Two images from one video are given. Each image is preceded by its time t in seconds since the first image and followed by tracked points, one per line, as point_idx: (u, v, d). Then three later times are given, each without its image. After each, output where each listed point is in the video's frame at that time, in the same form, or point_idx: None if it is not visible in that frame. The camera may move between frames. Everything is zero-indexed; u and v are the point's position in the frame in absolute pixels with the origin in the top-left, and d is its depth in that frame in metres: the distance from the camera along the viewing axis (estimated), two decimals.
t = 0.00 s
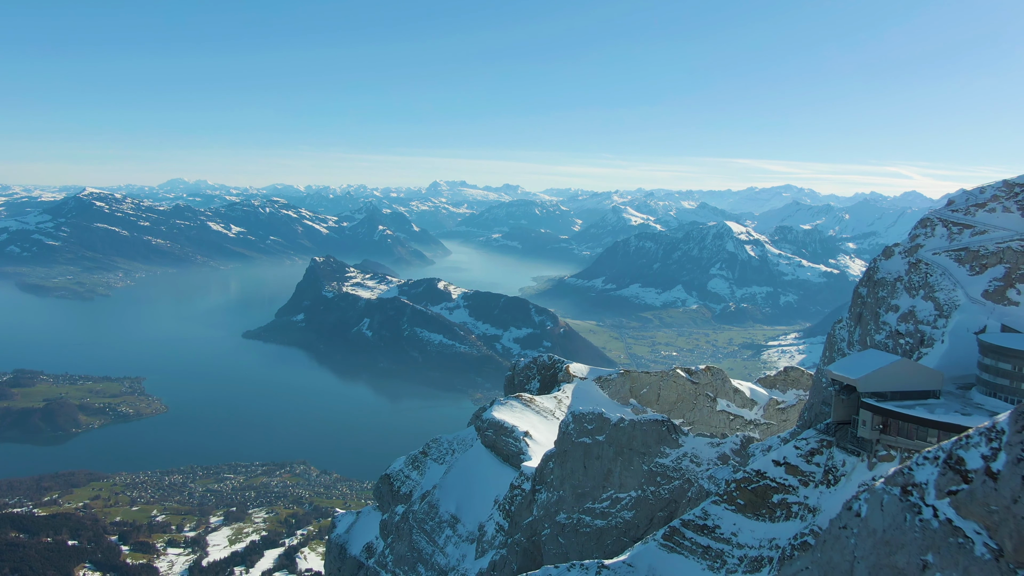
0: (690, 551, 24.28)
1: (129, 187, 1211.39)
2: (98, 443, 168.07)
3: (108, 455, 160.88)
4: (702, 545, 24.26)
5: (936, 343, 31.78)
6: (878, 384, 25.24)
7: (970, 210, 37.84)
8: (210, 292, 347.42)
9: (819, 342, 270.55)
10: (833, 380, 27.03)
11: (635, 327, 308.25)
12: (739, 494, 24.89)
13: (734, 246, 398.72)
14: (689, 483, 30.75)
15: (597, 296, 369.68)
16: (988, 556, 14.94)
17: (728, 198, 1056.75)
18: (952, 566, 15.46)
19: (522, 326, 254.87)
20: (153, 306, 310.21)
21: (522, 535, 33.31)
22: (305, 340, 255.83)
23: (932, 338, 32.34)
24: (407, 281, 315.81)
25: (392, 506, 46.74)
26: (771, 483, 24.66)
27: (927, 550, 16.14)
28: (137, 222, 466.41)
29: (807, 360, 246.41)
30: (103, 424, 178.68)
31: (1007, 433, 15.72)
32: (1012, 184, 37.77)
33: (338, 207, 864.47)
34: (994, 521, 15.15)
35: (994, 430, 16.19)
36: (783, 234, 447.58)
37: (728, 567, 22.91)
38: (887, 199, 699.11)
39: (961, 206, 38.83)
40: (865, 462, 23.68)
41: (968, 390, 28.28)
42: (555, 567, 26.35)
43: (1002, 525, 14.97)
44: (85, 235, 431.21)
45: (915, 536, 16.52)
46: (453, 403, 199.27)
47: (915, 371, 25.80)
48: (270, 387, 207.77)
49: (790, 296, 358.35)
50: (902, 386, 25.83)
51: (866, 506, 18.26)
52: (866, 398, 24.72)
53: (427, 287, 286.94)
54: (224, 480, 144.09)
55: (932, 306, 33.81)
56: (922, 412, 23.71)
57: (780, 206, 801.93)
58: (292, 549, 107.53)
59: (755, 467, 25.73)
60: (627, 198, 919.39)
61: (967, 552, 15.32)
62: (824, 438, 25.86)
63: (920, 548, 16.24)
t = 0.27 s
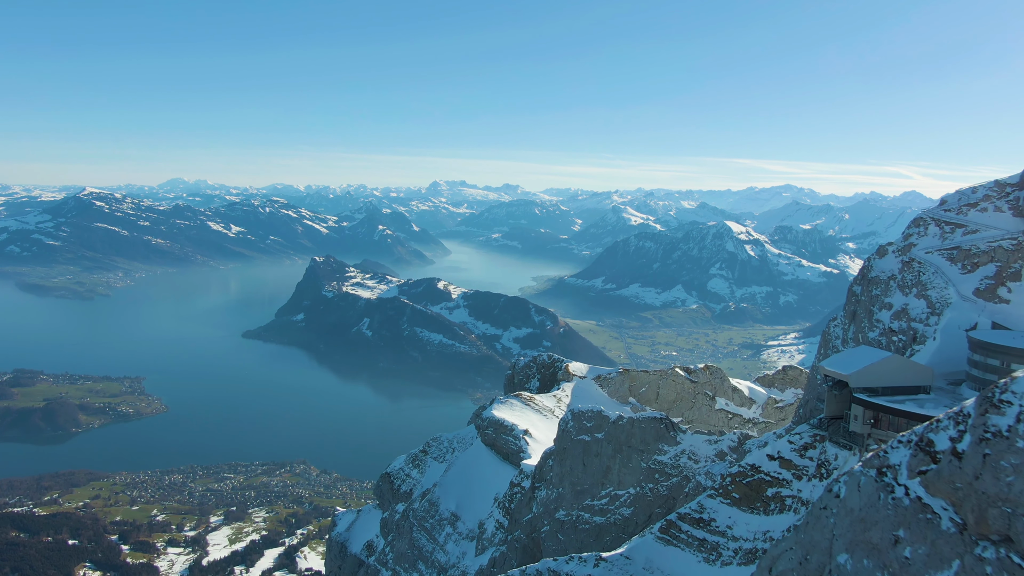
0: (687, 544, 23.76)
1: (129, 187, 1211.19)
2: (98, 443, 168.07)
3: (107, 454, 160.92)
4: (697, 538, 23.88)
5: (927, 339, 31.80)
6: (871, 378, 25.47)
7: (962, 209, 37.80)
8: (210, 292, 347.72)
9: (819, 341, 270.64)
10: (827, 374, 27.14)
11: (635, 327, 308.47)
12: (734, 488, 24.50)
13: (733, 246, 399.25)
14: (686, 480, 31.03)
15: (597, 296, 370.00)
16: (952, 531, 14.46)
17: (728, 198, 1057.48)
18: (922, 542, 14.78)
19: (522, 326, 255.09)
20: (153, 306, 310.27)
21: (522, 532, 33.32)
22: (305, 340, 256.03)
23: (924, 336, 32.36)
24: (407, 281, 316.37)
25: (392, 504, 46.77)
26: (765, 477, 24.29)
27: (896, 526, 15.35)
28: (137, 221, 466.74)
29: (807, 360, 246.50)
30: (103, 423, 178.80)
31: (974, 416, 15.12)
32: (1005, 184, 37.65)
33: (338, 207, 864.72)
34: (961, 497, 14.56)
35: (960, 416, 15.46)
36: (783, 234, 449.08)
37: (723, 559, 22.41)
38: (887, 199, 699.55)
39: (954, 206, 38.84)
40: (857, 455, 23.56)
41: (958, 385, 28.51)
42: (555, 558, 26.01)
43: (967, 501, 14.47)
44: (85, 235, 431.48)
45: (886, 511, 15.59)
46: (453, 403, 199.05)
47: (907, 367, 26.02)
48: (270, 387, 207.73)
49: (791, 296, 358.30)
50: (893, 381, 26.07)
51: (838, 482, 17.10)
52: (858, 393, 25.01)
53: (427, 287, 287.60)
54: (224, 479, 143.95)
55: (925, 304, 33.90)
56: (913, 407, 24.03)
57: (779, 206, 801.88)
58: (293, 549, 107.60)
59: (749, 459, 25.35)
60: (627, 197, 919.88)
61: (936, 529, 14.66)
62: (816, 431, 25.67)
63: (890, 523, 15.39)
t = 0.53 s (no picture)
0: (683, 537, 23.82)
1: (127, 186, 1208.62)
2: (98, 443, 168.13)
3: (107, 454, 161.10)
4: (693, 531, 23.92)
5: (920, 337, 31.78)
6: (862, 374, 25.46)
7: (955, 209, 38.56)
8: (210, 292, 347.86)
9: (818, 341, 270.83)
10: (818, 370, 27.11)
11: (635, 327, 308.66)
12: (729, 482, 24.63)
13: (733, 246, 399.61)
14: (685, 476, 31.11)
15: (597, 295, 370.12)
16: (922, 508, 14.93)
17: (728, 198, 1057.03)
18: (894, 520, 15.22)
19: (522, 326, 255.34)
20: (153, 305, 310.17)
21: (522, 529, 33.51)
22: (305, 340, 256.10)
23: (917, 333, 32.30)
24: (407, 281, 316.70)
25: (393, 502, 46.88)
26: (761, 471, 24.40)
27: (872, 505, 15.77)
28: (137, 221, 466.50)
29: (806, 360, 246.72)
30: (104, 423, 178.93)
31: (944, 401, 15.48)
32: (997, 184, 38.32)
33: (338, 207, 864.22)
34: (930, 477, 14.99)
35: (932, 401, 15.82)
36: (782, 234, 451.50)
37: (718, 551, 22.39)
38: (887, 199, 699.39)
39: (946, 206, 39.66)
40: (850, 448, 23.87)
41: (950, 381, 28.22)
42: (556, 552, 26.33)
43: (936, 480, 14.86)
44: (85, 234, 431.38)
45: (861, 492, 16.07)
46: (453, 403, 199.05)
47: (899, 362, 26.05)
48: (270, 387, 207.46)
49: (790, 295, 358.53)
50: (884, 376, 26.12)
51: (820, 468, 17.55)
52: (850, 389, 25.03)
53: (427, 286, 288.18)
54: (225, 479, 143.93)
55: (917, 302, 33.93)
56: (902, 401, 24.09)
57: (779, 205, 801.73)
58: (292, 548, 107.63)
59: (744, 455, 25.40)
60: (627, 197, 919.21)
61: (908, 507, 15.13)
62: (809, 427, 25.97)
63: (866, 502, 15.83)
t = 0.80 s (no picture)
0: (680, 529, 24.11)
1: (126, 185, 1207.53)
2: (98, 442, 168.32)
3: (107, 453, 161.24)
4: (690, 524, 24.12)
5: (913, 334, 31.20)
6: (855, 369, 24.87)
7: (948, 209, 38.01)
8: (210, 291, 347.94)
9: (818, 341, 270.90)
10: (811, 366, 26.55)
11: (634, 326, 308.85)
12: (725, 476, 24.55)
13: (733, 245, 399.88)
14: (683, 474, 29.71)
15: (597, 295, 370.26)
16: (893, 487, 15.21)
17: (728, 198, 1057.07)
18: (870, 500, 15.45)
19: (522, 326, 255.47)
20: (153, 305, 310.28)
21: (522, 526, 33.54)
22: (305, 339, 256.32)
23: (909, 330, 32.14)
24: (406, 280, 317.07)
25: (393, 500, 47.01)
26: (755, 465, 24.05)
27: (849, 486, 15.97)
28: (137, 221, 466.52)
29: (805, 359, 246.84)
30: (104, 422, 179.13)
31: (916, 388, 15.88)
32: (989, 184, 37.81)
33: (338, 206, 864.81)
34: (903, 459, 15.27)
35: (908, 391, 16.10)
36: (783, 234, 451.80)
37: (714, 543, 22.52)
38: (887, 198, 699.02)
39: (939, 205, 39.11)
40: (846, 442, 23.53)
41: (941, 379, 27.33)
42: (555, 545, 26.27)
43: (907, 461, 15.19)
44: (85, 234, 431.40)
45: (839, 474, 16.29)
46: (452, 403, 199.02)
47: (892, 358, 25.38)
48: (270, 387, 207.04)
49: (790, 295, 358.58)
50: (877, 371, 25.42)
51: (805, 454, 17.68)
52: (843, 383, 24.42)
53: (426, 286, 288.45)
54: (225, 478, 144.03)
55: (909, 300, 33.69)
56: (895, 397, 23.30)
57: (778, 205, 802.27)
58: (292, 547, 107.76)
59: (740, 449, 25.10)
60: (627, 197, 919.03)
61: (883, 488, 15.33)
62: (803, 421, 24.90)
63: (844, 484, 16.02)
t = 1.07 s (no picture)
0: (676, 522, 24.09)
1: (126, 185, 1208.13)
2: (98, 441, 168.43)
3: (107, 453, 161.35)
4: (687, 518, 24.10)
5: (906, 331, 31.51)
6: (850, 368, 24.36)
7: (940, 208, 38.35)
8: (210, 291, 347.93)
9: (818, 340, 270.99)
10: (805, 361, 25.87)
11: (634, 326, 309.02)
12: (721, 470, 24.28)
13: (732, 245, 400.33)
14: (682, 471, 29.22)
15: (597, 295, 370.49)
16: (870, 470, 14.30)
17: (728, 197, 1057.77)
18: (849, 482, 14.49)
19: (522, 326, 255.65)
20: (153, 305, 310.33)
21: (522, 523, 33.78)
22: (305, 339, 256.42)
23: (903, 326, 32.18)
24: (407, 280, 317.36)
25: (394, 498, 47.21)
26: (750, 459, 23.67)
27: (831, 469, 15.03)
28: (137, 221, 466.84)
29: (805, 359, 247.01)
30: (103, 421, 179.20)
31: (894, 375, 15.01)
32: (981, 184, 37.96)
33: (339, 206, 866.26)
34: (878, 441, 14.42)
35: (888, 378, 15.14)
36: (783, 233, 452.61)
37: (710, 536, 22.63)
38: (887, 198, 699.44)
39: (932, 205, 39.52)
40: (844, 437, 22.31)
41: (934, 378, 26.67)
42: (554, 539, 26.73)
43: (884, 444, 14.28)
44: (85, 234, 431.73)
45: (821, 458, 15.39)
46: (452, 402, 198.86)
47: (887, 355, 24.84)
48: (270, 387, 206.49)
49: (790, 294, 358.78)
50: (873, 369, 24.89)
51: (792, 439, 16.72)
52: (836, 380, 23.82)
53: (426, 286, 288.70)
54: (225, 478, 144.01)
55: (903, 296, 33.74)
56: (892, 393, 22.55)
57: (778, 205, 803.37)
58: (293, 546, 107.88)
59: (735, 444, 24.47)
60: (627, 196, 919.48)
61: (863, 471, 14.42)
62: (797, 417, 23.84)
63: (824, 467, 15.11)
